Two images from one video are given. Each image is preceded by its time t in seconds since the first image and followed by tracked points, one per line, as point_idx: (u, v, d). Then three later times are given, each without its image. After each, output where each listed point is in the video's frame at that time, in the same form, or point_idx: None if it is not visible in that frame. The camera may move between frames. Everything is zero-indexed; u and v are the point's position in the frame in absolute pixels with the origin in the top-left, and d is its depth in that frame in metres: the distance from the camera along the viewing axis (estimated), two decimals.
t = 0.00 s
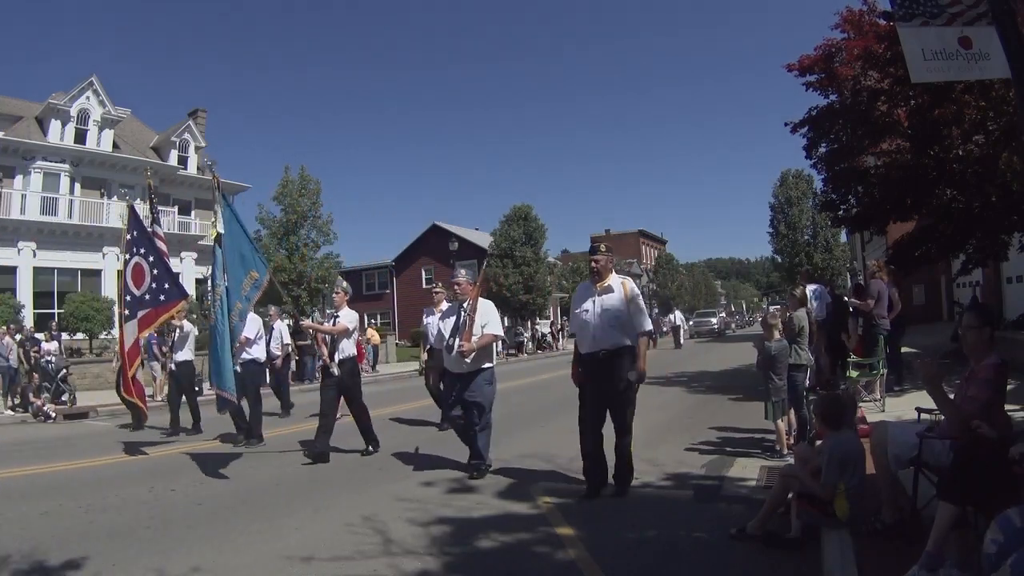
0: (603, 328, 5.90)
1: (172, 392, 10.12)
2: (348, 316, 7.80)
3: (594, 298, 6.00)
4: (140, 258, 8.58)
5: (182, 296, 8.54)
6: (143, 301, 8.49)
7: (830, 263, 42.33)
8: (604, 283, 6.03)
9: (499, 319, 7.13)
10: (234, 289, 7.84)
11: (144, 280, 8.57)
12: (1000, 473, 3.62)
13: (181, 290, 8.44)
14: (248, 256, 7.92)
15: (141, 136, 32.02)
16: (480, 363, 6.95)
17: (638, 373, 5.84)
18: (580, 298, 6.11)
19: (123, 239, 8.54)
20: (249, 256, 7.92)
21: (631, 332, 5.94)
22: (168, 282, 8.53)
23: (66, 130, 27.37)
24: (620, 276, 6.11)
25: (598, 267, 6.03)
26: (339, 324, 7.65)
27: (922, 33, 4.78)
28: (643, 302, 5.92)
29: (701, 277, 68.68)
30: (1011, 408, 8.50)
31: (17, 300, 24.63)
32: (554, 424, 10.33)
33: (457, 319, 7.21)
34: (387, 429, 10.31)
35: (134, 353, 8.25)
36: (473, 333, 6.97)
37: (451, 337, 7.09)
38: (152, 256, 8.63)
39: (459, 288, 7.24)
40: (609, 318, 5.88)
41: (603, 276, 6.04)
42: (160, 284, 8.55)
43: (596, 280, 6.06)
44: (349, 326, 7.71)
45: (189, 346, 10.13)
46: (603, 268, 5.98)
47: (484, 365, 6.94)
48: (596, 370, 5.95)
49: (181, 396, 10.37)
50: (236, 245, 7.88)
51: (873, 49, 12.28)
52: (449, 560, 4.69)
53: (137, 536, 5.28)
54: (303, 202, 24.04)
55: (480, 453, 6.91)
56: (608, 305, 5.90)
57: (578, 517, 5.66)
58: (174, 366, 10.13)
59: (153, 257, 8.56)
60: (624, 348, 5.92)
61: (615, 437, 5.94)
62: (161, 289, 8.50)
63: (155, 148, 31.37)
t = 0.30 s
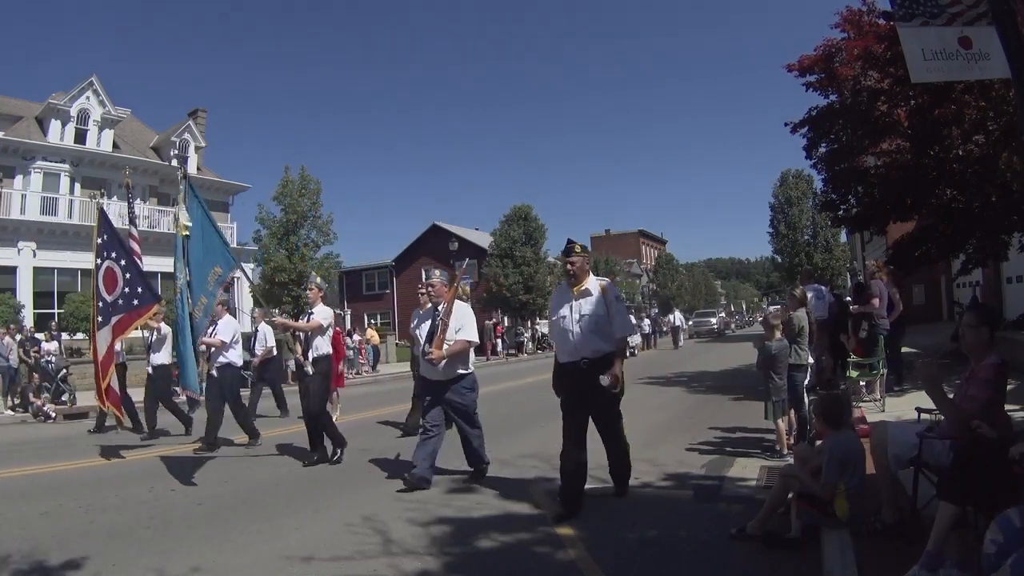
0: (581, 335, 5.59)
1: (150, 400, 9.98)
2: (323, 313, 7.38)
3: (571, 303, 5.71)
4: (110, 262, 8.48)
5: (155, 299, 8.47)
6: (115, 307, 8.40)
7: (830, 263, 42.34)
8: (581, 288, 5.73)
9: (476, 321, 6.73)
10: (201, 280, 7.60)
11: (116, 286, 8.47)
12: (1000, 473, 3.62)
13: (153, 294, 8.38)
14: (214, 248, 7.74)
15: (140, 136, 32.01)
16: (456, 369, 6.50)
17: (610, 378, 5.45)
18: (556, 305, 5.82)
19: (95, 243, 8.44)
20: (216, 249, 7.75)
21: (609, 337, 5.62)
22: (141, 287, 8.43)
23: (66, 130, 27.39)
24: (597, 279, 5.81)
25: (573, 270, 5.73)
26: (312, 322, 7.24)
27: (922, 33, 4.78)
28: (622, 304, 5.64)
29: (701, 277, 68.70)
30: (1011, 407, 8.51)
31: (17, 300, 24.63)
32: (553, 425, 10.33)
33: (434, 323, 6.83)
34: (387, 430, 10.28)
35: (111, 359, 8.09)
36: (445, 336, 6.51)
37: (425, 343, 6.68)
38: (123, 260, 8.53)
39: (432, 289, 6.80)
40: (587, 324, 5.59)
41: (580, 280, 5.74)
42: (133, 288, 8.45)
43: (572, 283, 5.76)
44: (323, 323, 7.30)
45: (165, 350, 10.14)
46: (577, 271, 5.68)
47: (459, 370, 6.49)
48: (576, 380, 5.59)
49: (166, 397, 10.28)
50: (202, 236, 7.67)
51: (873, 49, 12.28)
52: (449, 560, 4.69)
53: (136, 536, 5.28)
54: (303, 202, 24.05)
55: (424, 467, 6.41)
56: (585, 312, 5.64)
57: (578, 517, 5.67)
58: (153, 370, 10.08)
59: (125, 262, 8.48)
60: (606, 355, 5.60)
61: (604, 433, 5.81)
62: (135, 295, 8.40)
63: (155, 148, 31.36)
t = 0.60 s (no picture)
0: (560, 330, 5.27)
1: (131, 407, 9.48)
2: (301, 316, 7.13)
3: (548, 295, 5.44)
4: (84, 253, 8.49)
5: (131, 295, 8.46)
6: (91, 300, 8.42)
7: (830, 263, 42.33)
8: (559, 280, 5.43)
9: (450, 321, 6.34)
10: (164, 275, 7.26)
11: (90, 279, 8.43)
12: (999, 473, 3.62)
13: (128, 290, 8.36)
14: (183, 245, 7.48)
15: (140, 136, 32.00)
16: (426, 369, 6.15)
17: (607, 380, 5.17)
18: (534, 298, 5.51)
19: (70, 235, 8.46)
20: (186, 246, 7.47)
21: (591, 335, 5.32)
22: (115, 280, 8.41)
23: (66, 130, 27.40)
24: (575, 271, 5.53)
25: (550, 261, 5.49)
26: (290, 325, 6.98)
27: (922, 33, 4.78)
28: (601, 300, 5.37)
29: (701, 277, 68.69)
30: (1010, 408, 8.51)
31: (17, 300, 24.62)
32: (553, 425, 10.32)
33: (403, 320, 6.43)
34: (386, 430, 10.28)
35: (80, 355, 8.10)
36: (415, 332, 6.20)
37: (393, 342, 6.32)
38: (98, 252, 8.52)
39: (405, 285, 6.42)
40: (569, 318, 5.27)
41: (556, 271, 5.50)
42: (107, 283, 8.45)
43: (548, 274, 5.51)
44: (300, 327, 7.04)
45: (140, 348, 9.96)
46: (553, 261, 5.44)
47: (431, 371, 6.16)
48: (555, 382, 5.30)
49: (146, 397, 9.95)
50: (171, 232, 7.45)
51: (873, 49, 12.29)
52: (450, 560, 4.69)
53: (136, 536, 5.28)
54: (303, 202, 24.04)
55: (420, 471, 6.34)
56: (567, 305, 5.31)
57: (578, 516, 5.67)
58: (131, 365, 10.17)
59: (99, 255, 8.47)
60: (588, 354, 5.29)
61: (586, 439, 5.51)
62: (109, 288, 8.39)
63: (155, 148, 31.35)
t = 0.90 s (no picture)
0: (544, 338, 4.77)
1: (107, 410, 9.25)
2: (275, 314, 6.99)
3: (532, 299, 4.90)
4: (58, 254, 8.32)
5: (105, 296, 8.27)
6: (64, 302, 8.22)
7: (830, 263, 42.32)
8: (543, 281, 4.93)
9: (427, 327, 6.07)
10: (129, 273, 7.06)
11: (64, 279, 8.27)
12: (1000, 474, 3.62)
13: (100, 291, 8.14)
14: (150, 241, 7.24)
15: (141, 136, 31.99)
16: (404, 377, 5.87)
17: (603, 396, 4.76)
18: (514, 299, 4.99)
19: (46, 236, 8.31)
20: (152, 242, 7.22)
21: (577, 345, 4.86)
22: (89, 281, 8.22)
23: (66, 130, 27.41)
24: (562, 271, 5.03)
25: (536, 261, 4.94)
26: (264, 323, 6.82)
27: (922, 33, 4.78)
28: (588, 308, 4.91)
29: (701, 278, 68.68)
30: (1010, 407, 8.52)
31: (18, 300, 24.62)
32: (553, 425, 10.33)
33: (377, 324, 6.11)
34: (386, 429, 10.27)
35: (53, 359, 8.05)
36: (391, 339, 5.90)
37: (367, 348, 6.02)
38: (72, 252, 8.31)
39: (379, 287, 6.15)
40: (553, 326, 4.78)
41: (542, 273, 4.95)
42: (81, 284, 8.24)
43: (532, 276, 4.97)
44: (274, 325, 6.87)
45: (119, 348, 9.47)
46: (541, 262, 4.90)
47: (409, 380, 5.88)
48: (534, 392, 4.79)
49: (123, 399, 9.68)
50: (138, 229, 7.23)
51: (873, 49, 12.30)
52: (450, 560, 4.70)
53: (136, 536, 5.28)
54: (303, 202, 24.04)
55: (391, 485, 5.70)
56: (552, 311, 4.80)
57: (579, 516, 5.67)
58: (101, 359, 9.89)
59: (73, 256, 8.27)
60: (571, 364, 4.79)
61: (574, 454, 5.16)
62: (82, 290, 8.19)
63: (155, 148, 31.33)
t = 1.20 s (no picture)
0: (521, 333, 4.58)
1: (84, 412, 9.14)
2: (246, 316, 6.78)
3: (509, 292, 4.70)
4: (30, 248, 7.75)
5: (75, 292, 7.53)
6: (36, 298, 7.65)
7: (830, 263, 42.32)
8: (522, 274, 4.70)
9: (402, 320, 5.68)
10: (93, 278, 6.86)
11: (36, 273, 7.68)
12: (1000, 474, 3.62)
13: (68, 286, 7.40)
14: (116, 242, 7.00)
15: (140, 136, 31.98)
16: (376, 375, 5.49)
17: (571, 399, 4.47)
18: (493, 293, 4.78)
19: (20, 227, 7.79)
20: (116, 243, 6.97)
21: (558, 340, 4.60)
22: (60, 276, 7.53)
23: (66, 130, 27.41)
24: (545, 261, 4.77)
25: (513, 250, 4.74)
26: (234, 327, 6.63)
27: (922, 33, 4.78)
28: (572, 300, 4.59)
29: (701, 278, 68.69)
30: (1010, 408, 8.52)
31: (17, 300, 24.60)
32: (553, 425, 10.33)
33: (349, 320, 5.80)
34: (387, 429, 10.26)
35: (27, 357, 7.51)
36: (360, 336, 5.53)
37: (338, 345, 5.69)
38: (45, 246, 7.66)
39: (352, 280, 5.78)
40: (530, 320, 4.57)
41: (520, 263, 4.76)
42: (54, 279, 7.59)
43: (510, 267, 4.77)
44: (246, 328, 6.69)
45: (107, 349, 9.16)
46: (517, 251, 4.68)
47: (381, 379, 5.49)
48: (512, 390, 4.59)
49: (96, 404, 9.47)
50: (101, 230, 6.99)
51: (873, 49, 12.31)
52: (450, 560, 4.70)
53: (137, 536, 5.28)
54: (303, 202, 24.04)
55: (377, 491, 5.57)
56: (529, 305, 4.59)
57: (579, 516, 5.66)
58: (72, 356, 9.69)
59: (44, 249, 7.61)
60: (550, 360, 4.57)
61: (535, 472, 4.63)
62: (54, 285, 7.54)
63: (155, 148, 31.33)
